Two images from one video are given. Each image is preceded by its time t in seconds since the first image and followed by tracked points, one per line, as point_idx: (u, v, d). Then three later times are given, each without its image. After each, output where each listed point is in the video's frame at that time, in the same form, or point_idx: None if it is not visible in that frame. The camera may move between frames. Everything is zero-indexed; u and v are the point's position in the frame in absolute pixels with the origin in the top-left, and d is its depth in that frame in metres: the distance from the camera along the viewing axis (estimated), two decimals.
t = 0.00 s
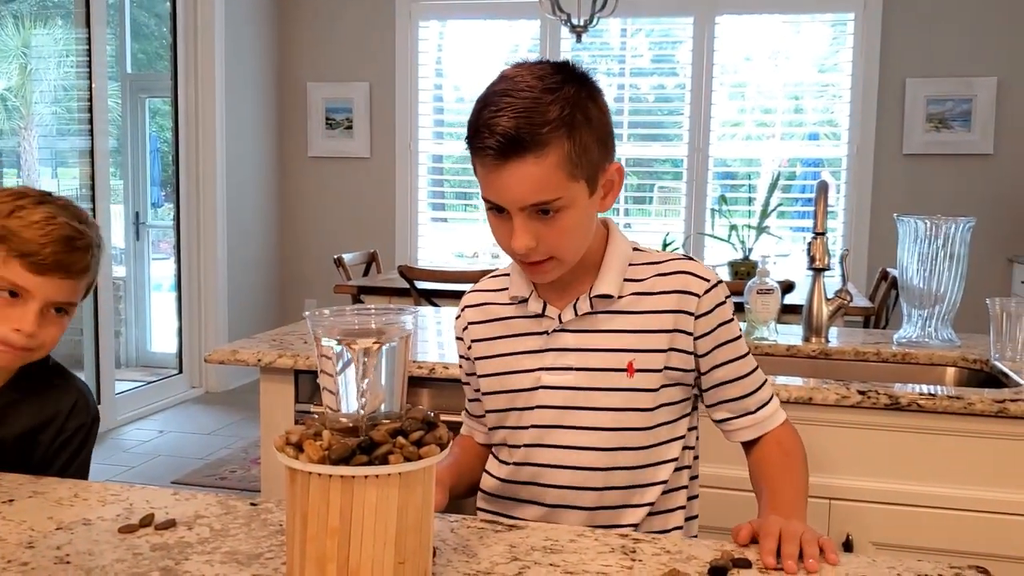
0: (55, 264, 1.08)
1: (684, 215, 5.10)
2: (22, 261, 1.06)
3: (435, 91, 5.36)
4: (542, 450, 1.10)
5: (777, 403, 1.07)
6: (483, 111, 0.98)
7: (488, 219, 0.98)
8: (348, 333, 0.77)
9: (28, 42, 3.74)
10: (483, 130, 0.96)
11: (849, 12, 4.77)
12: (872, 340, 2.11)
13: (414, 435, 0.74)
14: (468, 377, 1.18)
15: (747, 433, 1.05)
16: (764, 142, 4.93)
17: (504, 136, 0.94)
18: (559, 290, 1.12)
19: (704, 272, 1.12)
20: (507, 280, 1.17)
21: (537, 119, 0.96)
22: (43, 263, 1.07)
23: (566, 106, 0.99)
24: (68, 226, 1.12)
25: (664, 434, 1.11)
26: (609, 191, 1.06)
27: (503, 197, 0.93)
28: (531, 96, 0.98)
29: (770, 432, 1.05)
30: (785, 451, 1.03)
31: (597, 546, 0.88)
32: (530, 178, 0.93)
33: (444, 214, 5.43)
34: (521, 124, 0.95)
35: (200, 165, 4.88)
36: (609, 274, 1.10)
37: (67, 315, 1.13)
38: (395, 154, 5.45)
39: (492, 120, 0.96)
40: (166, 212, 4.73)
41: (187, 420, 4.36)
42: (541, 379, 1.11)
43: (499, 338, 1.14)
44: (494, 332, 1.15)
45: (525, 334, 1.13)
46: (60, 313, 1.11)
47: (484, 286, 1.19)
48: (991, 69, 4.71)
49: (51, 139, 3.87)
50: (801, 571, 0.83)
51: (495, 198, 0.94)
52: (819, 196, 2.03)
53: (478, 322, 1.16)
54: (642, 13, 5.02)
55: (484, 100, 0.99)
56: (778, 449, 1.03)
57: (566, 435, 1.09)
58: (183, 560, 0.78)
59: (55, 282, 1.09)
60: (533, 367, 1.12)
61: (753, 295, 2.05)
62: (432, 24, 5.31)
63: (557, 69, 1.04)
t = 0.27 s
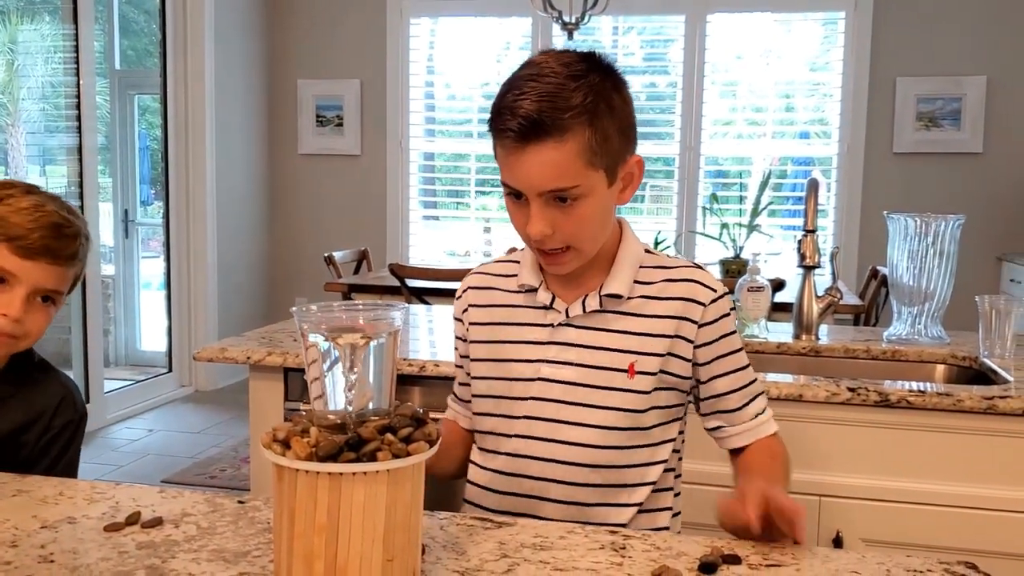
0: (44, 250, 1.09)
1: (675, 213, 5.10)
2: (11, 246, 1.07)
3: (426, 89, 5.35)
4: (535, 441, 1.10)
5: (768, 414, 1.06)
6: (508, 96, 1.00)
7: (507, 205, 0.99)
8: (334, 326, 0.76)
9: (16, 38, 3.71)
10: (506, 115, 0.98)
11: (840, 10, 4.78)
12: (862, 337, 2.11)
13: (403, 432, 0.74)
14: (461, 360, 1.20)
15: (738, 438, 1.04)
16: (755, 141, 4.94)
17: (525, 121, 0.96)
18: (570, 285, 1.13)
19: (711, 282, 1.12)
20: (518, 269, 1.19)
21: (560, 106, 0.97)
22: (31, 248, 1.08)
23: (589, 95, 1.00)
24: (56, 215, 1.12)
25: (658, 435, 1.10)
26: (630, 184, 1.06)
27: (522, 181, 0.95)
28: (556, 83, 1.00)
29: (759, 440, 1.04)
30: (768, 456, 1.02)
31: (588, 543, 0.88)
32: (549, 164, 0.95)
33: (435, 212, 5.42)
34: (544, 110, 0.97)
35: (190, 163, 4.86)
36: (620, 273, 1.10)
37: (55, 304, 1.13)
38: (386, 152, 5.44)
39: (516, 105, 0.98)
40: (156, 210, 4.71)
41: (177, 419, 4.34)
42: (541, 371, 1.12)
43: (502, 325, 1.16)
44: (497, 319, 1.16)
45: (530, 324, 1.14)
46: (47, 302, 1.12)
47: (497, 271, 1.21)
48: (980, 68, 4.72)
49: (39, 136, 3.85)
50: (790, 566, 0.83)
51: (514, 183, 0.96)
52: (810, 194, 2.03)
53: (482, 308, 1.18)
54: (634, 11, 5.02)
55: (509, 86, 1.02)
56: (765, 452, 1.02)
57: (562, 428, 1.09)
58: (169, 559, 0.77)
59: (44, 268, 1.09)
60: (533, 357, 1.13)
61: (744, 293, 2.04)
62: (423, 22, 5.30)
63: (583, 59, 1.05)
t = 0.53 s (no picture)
0: (29, 243, 1.09)
1: (669, 214, 5.11)
2: None
3: (420, 89, 5.34)
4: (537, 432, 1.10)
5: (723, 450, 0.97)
6: (543, 82, 1.01)
7: (533, 190, 1.00)
8: (325, 324, 0.76)
9: (9, 39, 3.69)
10: (541, 100, 0.99)
11: (833, 11, 4.79)
12: (855, 337, 2.12)
13: (393, 432, 0.74)
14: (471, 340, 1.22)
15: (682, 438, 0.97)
16: (749, 141, 4.95)
17: (559, 108, 0.97)
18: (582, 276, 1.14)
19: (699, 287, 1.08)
20: (532, 257, 1.20)
21: (593, 95, 0.98)
22: (16, 242, 1.08)
23: (623, 87, 1.01)
24: (43, 211, 1.13)
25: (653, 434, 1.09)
26: (654, 180, 1.06)
27: (550, 167, 0.96)
28: (591, 73, 1.01)
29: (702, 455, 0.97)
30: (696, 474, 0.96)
31: (579, 542, 0.88)
32: (580, 152, 0.95)
33: (429, 212, 5.42)
34: (577, 97, 0.98)
35: (183, 163, 4.85)
36: (627, 267, 1.09)
37: (43, 300, 1.14)
38: (380, 152, 5.44)
39: (551, 91, 0.99)
40: (149, 211, 4.70)
41: (170, 419, 4.33)
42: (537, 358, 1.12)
43: (510, 310, 1.17)
44: (507, 304, 1.18)
45: (535, 310, 1.15)
46: (35, 297, 1.12)
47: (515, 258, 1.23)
48: (973, 68, 4.74)
49: (32, 137, 3.84)
50: (781, 565, 0.83)
51: (541, 168, 0.97)
52: (803, 194, 2.03)
53: (493, 292, 1.20)
54: (628, 12, 5.02)
55: (545, 73, 1.03)
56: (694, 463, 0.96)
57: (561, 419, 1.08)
58: (158, 559, 0.77)
59: (30, 263, 1.10)
60: (538, 345, 1.13)
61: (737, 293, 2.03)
62: (417, 22, 5.29)
63: (620, 52, 1.06)
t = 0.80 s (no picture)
0: (10, 236, 1.09)
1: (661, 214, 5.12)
2: None
3: (413, 89, 5.34)
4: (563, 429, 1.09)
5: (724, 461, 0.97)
6: (567, 81, 1.02)
7: (559, 187, 1.01)
8: (316, 322, 0.76)
9: None
10: (564, 97, 1.00)
11: (825, 12, 4.81)
12: (847, 336, 2.12)
13: (383, 432, 0.74)
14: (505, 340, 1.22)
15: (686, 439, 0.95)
16: (741, 141, 4.96)
17: (581, 103, 0.98)
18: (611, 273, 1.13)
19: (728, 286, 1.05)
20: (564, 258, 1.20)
21: (615, 91, 0.99)
22: None
23: (646, 83, 1.01)
24: (20, 202, 1.13)
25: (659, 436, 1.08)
26: (681, 177, 1.05)
27: (574, 162, 0.97)
28: (613, 71, 1.02)
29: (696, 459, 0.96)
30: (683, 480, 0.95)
31: (570, 542, 0.88)
32: (601, 146, 0.96)
33: (422, 212, 5.41)
34: (599, 93, 0.98)
35: (175, 163, 4.84)
36: (654, 264, 1.07)
37: (28, 291, 1.13)
38: (373, 152, 5.43)
39: (573, 89, 1.01)
40: (141, 210, 4.69)
41: (162, 420, 4.32)
42: (567, 356, 1.11)
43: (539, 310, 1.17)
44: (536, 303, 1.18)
45: (563, 309, 1.14)
46: (20, 289, 1.12)
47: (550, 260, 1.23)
48: (965, 69, 4.76)
49: (24, 136, 3.82)
50: (770, 565, 0.83)
51: (566, 164, 0.98)
52: (795, 194, 2.03)
53: (525, 291, 1.20)
54: (620, 12, 5.03)
55: (570, 73, 1.04)
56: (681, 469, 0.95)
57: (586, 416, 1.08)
58: (147, 560, 0.77)
59: (12, 254, 1.09)
60: (565, 344, 1.12)
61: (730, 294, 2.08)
62: (410, 22, 5.29)
63: (645, 51, 1.06)
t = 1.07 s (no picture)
0: None
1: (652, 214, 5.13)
2: None
3: (405, 88, 5.33)
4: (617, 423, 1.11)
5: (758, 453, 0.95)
6: (605, 74, 1.02)
7: (597, 181, 1.02)
8: (304, 321, 0.76)
9: None
10: (601, 90, 1.00)
11: (816, 12, 4.82)
12: (839, 335, 2.13)
13: (372, 430, 0.74)
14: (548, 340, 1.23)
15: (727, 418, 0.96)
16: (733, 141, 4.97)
17: (617, 96, 0.98)
18: (653, 267, 1.13)
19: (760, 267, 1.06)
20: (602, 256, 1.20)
21: (651, 84, 0.98)
22: None
23: (684, 75, 1.01)
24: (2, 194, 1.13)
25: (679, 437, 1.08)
26: (720, 171, 1.05)
27: (609, 156, 0.97)
28: (651, 63, 1.01)
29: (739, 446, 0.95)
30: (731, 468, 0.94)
31: (561, 541, 0.88)
32: (636, 140, 0.96)
33: (414, 212, 5.40)
34: (636, 87, 0.98)
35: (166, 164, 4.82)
36: (696, 258, 1.08)
37: (12, 283, 1.14)
38: (364, 151, 5.42)
39: (611, 81, 1.01)
40: (132, 210, 4.67)
41: (153, 420, 4.30)
42: (619, 353, 1.13)
43: (584, 308, 1.17)
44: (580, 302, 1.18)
45: (608, 308, 1.15)
46: (6, 280, 1.12)
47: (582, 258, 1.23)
48: (955, 69, 4.77)
49: (13, 136, 3.80)
50: (761, 562, 0.83)
51: (602, 157, 0.99)
52: (785, 194, 2.04)
53: (565, 291, 1.20)
54: (612, 12, 5.03)
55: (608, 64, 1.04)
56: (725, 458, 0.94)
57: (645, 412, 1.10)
58: (134, 560, 0.76)
59: None
60: (615, 341, 1.13)
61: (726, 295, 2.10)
62: (402, 21, 5.28)
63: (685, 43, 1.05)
